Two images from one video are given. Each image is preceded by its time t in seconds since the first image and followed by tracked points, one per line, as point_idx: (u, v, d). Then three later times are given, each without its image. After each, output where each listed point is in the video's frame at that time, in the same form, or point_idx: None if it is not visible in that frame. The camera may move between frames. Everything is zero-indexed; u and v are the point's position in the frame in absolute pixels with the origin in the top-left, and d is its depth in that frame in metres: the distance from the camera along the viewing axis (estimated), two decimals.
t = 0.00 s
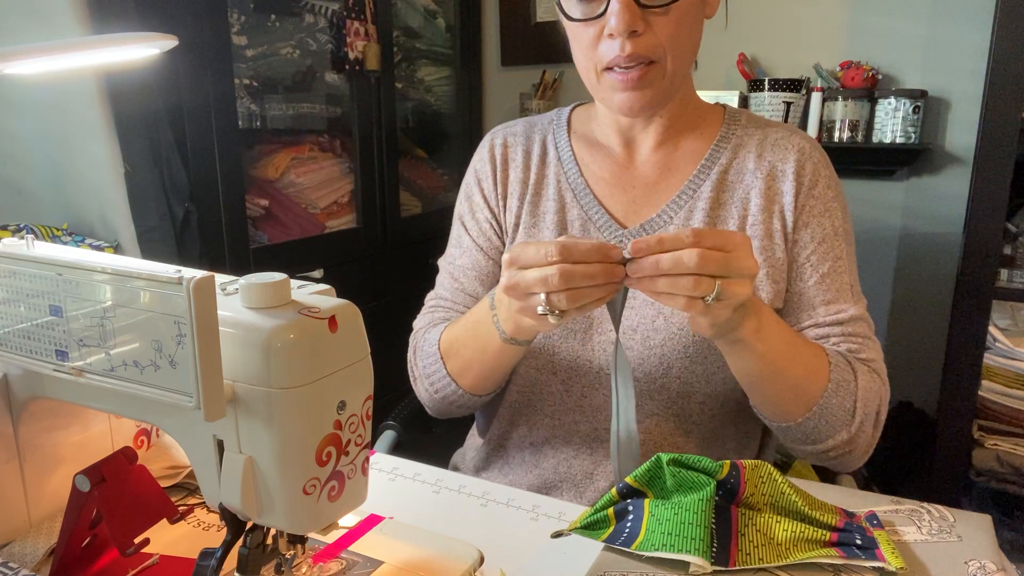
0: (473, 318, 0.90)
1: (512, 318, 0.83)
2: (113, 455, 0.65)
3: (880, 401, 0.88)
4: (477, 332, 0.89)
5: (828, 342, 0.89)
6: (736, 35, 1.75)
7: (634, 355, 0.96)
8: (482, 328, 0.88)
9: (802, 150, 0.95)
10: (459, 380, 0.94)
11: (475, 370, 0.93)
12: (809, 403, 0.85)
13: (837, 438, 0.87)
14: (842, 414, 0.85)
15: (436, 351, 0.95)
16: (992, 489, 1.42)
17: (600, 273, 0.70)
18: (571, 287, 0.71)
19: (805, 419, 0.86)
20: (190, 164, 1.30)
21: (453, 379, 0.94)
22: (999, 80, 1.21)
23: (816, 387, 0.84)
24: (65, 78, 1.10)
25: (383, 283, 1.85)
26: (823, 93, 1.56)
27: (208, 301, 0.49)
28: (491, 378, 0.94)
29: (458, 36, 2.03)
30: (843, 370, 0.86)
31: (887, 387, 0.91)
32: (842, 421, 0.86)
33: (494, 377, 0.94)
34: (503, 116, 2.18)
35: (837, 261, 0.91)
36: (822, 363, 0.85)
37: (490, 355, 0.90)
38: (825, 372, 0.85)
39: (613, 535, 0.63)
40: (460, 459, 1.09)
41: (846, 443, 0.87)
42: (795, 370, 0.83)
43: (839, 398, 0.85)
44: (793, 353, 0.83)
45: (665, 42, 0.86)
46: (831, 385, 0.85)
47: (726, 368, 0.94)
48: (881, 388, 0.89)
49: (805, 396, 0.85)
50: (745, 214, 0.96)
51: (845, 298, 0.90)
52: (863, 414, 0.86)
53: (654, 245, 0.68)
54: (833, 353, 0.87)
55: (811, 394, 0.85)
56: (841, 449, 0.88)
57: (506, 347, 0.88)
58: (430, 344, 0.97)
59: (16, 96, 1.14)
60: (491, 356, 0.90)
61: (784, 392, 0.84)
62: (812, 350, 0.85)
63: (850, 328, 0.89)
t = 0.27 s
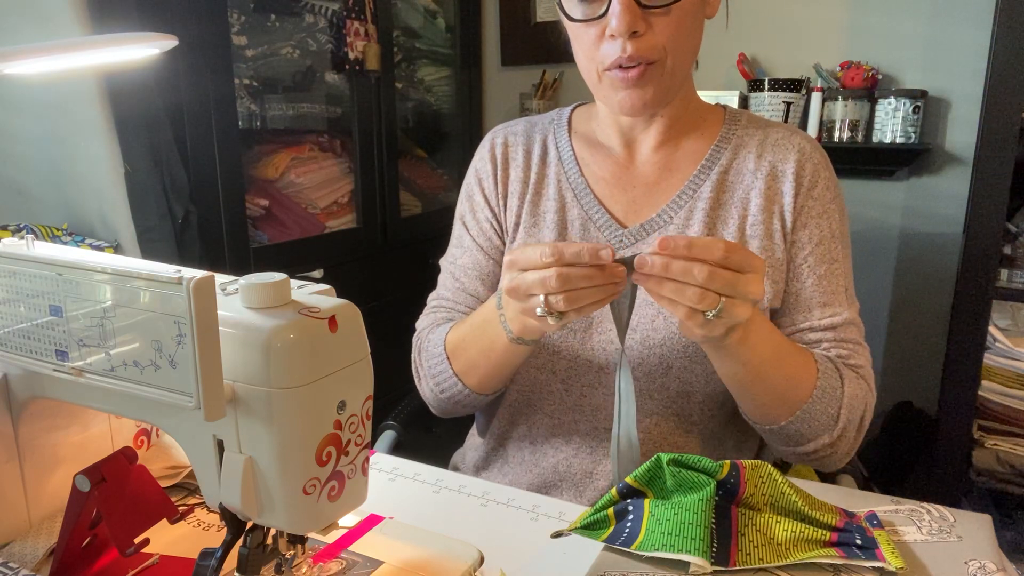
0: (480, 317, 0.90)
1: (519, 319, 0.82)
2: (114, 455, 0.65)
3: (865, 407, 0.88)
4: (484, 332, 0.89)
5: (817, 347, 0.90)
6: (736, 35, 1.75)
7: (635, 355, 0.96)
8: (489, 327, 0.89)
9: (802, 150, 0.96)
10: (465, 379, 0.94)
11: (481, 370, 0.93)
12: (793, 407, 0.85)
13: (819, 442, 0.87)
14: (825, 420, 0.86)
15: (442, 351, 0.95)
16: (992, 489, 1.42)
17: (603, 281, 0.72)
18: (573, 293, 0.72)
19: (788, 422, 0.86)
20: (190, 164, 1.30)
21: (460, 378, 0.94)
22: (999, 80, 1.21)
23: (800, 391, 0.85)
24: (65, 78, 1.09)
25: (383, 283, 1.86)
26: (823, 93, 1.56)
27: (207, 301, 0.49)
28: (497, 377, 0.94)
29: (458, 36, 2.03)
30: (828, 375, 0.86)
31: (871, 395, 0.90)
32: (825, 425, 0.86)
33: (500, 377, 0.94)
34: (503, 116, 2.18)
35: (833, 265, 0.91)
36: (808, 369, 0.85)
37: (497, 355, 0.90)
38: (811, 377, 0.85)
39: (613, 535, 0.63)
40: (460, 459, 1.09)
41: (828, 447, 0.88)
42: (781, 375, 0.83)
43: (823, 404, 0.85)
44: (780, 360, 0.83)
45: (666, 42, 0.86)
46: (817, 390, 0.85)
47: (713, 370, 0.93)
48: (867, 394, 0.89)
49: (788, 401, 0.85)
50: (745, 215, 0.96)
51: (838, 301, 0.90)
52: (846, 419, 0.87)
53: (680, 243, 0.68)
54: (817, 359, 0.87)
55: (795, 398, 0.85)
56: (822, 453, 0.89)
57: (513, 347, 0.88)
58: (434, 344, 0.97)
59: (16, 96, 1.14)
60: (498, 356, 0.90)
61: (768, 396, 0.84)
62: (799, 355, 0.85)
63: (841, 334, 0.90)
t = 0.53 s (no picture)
0: (493, 317, 0.90)
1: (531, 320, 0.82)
2: (114, 455, 0.65)
3: (850, 412, 0.89)
4: (495, 333, 0.89)
5: (806, 351, 0.92)
6: (736, 35, 1.75)
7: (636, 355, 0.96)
8: (500, 328, 0.89)
9: (803, 151, 0.96)
10: (473, 380, 0.94)
11: (490, 371, 0.93)
12: (774, 408, 0.86)
13: (801, 444, 0.88)
14: (806, 423, 0.87)
15: (451, 352, 0.95)
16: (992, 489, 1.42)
17: (596, 270, 0.72)
18: (568, 284, 0.72)
19: (768, 423, 0.87)
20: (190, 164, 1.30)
21: (469, 379, 0.94)
22: (999, 80, 1.21)
23: (781, 393, 0.86)
24: (65, 78, 1.10)
25: (383, 283, 1.86)
26: (823, 93, 1.56)
27: (207, 301, 0.49)
28: (506, 378, 0.94)
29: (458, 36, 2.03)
30: (811, 380, 0.87)
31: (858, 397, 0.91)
32: (806, 427, 0.87)
33: (508, 379, 0.94)
34: (503, 116, 2.18)
35: (829, 268, 0.91)
36: (791, 372, 0.86)
37: (507, 357, 0.90)
38: (792, 380, 0.86)
39: (613, 535, 0.63)
40: (460, 459, 1.09)
41: (808, 450, 0.89)
42: (762, 376, 0.84)
43: (804, 407, 0.86)
44: (761, 361, 0.83)
45: (667, 41, 0.86)
46: (798, 394, 0.86)
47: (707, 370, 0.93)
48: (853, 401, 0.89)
49: (767, 402, 0.86)
50: (746, 216, 0.95)
51: (832, 305, 0.91)
52: (828, 423, 0.87)
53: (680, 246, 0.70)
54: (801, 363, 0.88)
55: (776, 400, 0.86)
56: (802, 456, 0.89)
57: (523, 348, 0.88)
58: (442, 344, 0.97)
59: (16, 96, 1.14)
60: (508, 358, 0.90)
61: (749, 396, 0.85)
62: (782, 358, 0.86)
63: (831, 339, 0.91)
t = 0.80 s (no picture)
0: (501, 318, 0.90)
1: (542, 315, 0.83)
2: (113, 455, 0.65)
3: (845, 414, 0.89)
4: (502, 333, 0.90)
5: (804, 353, 0.92)
6: (736, 35, 1.75)
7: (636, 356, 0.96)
8: (508, 328, 0.89)
9: (803, 153, 0.95)
10: (479, 381, 0.94)
11: (497, 372, 0.93)
12: (766, 411, 0.87)
13: (794, 446, 0.88)
14: (799, 426, 0.87)
15: (457, 353, 0.95)
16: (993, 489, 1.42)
17: (591, 255, 0.72)
18: (561, 266, 0.73)
19: (761, 425, 0.87)
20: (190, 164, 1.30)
21: (474, 380, 0.94)
22: (999, 80, 1.21)
23: (774, 395, 0.86)
24: (65, 78, 1.09)
25: (383, 283, 1.86)
26: (823, 93, 1.56)
27: (207, 301, 0.49)
28: (512, 379, 0.94)
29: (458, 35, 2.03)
30: (803, 383, 0.87)
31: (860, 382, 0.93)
32: (800, 430, 0.87)
33: (514, 380, 0.94)
34: (504, 115, 2.18)
35: (828, 270, 0.92)
36: (782, 374, 0.86)
37: (514, 358, 0.90)
38: (784, 382, 0.86)
39: (613, 535, 0.63)
40: (460, 459, 1.09)
41: (803, 452, 0.89)
42: (755, 378, 0.85)
43: (797, 410, 0.86)
44: (752, 364, 0.84)
45: (667, 41, 0.86)
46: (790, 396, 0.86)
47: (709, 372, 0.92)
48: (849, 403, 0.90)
49: (760, 404, 0.86)
50: (746, 218, 0.95)
51: (831, 308, 0.91)
52: (822, 425, 0.88)
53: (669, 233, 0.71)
54: (795, 367, 0.88)
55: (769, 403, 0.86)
56: (797, 458, 0.90)
57: (531, 348, 0.88)
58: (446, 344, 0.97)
59: (16, 96, 1.14)
60: (516, 359, 0.90)
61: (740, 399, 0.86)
62: (774, 361, 0.86)
63: (829, 342, 0.91)
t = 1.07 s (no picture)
0: (506, 316, 0.91)
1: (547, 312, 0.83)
2: (113, 455, 0.65)
3: (842, 414, 0.89)
4: (507, 331, 0.90)
5: (802, 354, 0.92)
6: (736, 35, 1.75)
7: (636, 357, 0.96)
8: (513, 325, 0.90)
9: (803, 153, 0.95)
10: (483, 379, 0.94)
11: (500, 370, 0.93)
12: (764, 410, 0.87)
13: (792, 446, 0.88)
14: (796, 427, 0.87)
15: (461, 351, 0.95)
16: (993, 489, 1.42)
17: (604, 253, 0.72)
18: (575, 264, 0.73)
19: (759, 425, 0.87)
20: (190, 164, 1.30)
21: (477, 378, 0.95)
22: (999, 80, 1.21)
23: (771, 395, 0.86)
24: (65, 78, 1.09)
25: (383, 283, 1.86)
26: (823, 93, 1.56)
27: (207, 301, 0.49)
28: (516, 378, 0.94)
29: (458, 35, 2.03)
30: (798, 385, 0.87)
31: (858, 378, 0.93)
32: (797, 430, 0.87)
33: (518, 378, 0.94)
34: (503, 115, 2.18)
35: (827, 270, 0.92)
36: (779, 375, 0.87)
37: (518, 356, 0.91)
38: (781, 382, 0.87)
39: (613, 535, 0.63)
40: (461, 459, 1.09)
41: (800, 452, 0.89)
42: (752, 378, 0.85)
43: (794, 410, 0.87)
44: (749, 363, 0.84)
45: (672, 43, 0.86)
46: (787, 396, 0.86)
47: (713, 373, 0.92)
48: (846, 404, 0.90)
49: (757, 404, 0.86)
50: (746, 218, 0.95)
51: (830, 308, 0.91)
52: (818, 426, 0.88)
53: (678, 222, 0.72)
54: (791, 368, 0.88)
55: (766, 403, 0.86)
56: (795, 459, 0.90)
57: (535, 346, 0.89)
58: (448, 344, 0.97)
59: (16, 96, 1.14)
60: (520, 357, 0.91)
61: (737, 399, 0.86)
62: (769, 361, 0.87)
63: (827, 342, 0.91)
